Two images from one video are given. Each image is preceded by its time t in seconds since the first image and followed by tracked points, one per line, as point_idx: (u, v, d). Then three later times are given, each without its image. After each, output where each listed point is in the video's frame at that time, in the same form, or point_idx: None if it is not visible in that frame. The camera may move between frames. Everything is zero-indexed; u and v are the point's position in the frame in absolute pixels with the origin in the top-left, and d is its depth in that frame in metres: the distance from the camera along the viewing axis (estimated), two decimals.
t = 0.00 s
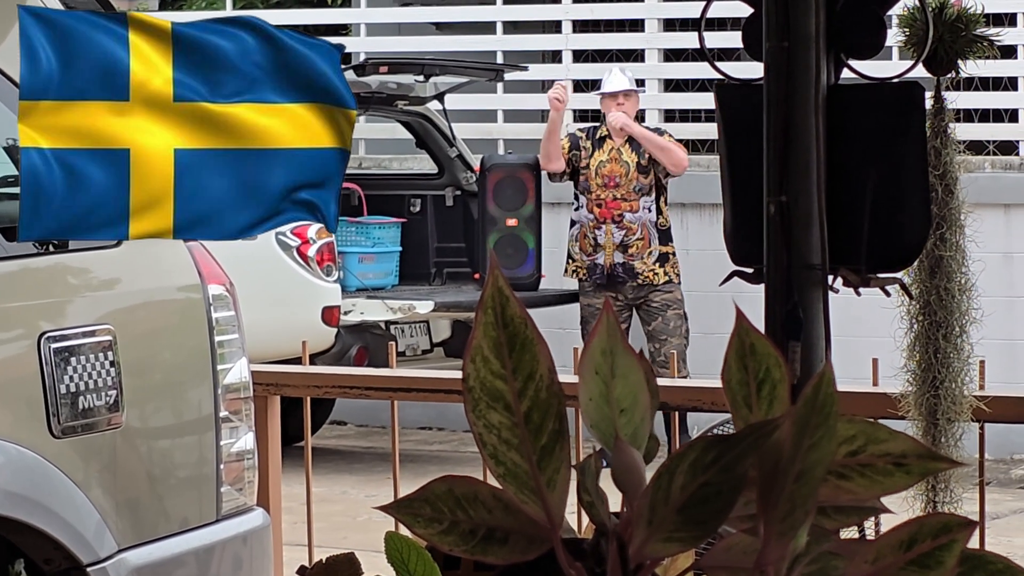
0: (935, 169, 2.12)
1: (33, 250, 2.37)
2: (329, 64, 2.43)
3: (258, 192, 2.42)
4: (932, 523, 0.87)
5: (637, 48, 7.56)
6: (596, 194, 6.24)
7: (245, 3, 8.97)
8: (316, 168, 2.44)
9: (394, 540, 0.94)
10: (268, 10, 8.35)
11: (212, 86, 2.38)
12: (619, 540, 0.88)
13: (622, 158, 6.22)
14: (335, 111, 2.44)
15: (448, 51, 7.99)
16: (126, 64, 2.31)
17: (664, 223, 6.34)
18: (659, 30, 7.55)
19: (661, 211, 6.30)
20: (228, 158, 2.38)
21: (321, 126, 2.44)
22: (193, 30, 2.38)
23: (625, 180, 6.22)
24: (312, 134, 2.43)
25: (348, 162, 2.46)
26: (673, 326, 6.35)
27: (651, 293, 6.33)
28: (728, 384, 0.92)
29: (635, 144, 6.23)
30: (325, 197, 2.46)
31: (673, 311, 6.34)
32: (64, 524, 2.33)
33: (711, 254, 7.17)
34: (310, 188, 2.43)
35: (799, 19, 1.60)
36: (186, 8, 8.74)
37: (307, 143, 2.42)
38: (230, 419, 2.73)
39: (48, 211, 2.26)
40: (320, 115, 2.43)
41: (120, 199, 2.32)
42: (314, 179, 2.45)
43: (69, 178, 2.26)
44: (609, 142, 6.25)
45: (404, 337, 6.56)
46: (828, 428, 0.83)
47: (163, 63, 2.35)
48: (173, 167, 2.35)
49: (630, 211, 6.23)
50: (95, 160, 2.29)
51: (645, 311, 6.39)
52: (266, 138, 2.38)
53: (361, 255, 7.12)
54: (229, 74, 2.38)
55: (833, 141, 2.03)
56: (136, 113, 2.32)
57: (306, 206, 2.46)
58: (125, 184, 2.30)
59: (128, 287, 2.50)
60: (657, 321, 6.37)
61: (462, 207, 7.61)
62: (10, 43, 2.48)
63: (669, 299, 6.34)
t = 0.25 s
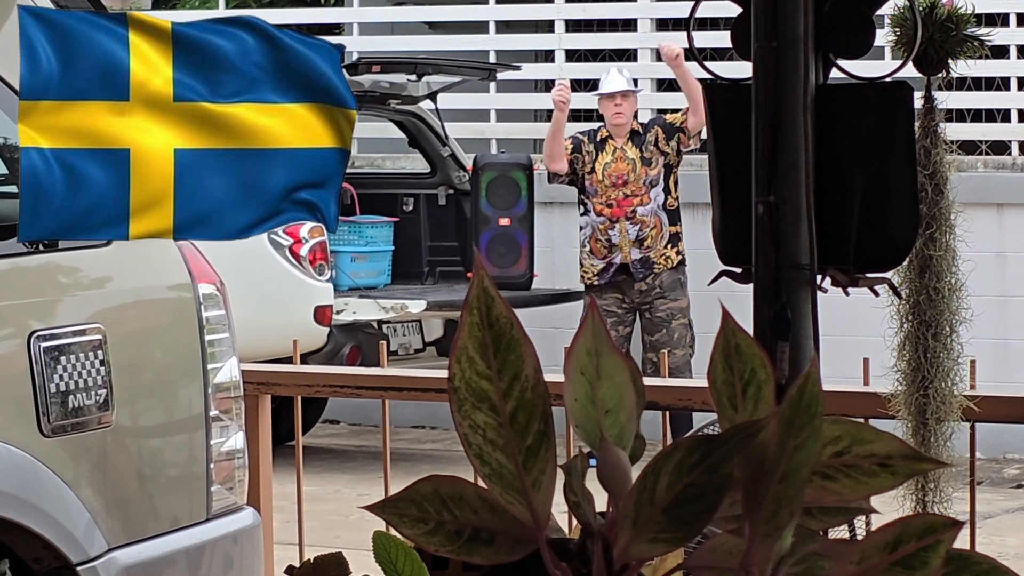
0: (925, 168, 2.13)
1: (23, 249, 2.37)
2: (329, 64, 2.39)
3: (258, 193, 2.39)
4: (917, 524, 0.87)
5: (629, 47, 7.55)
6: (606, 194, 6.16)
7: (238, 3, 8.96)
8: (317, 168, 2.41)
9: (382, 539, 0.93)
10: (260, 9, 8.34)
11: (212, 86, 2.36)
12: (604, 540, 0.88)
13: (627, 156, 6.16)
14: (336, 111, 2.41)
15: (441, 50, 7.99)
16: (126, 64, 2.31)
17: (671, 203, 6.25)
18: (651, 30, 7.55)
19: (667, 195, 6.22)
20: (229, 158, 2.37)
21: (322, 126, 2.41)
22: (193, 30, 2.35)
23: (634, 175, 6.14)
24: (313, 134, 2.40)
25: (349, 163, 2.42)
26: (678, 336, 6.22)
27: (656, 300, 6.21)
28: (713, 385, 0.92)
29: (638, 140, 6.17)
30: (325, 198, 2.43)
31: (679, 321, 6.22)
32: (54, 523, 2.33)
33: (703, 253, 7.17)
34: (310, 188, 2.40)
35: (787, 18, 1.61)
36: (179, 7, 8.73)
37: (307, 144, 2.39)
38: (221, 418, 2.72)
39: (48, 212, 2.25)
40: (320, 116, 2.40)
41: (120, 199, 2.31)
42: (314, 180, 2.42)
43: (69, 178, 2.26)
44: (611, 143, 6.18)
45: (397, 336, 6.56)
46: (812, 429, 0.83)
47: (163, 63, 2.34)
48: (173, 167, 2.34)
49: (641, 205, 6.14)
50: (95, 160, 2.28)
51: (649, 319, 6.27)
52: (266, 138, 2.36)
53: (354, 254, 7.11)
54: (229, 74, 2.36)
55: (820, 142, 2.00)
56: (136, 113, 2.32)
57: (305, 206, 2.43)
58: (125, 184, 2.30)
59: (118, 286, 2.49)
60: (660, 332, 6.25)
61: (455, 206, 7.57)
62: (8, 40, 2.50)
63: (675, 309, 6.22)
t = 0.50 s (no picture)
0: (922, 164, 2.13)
1: (20, 246, 2.37)
2: (329, 64, 2.48)
3: (258, 193, 2.45)
4: (913, 520, 0.87)
5: (627, 44, 7.54)
6: (627, 190, 6.11)
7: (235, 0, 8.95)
8: (316, 168, 2.49)
9: (379, 535, 0.93)
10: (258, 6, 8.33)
11: (212, 86, 2.42)
12: (600, 537, 0.88)
13: (645, 150, 6.11)
14: (335, 111, 2.49)
15: (439, 48, 7.98)
16: (126, 64, 2.33)
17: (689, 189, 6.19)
18: (649, 27, 7.54)
19: (687, 180, 6.16)
20: (228, 158, 2.42)
21: (321, 126, 2.49)
22: (193, 30, 2.41)
23: (652, 167, 6.09)
24: (311, 134, 2.48)
25: (348, 162, 2.51)
26: (691, 334, 6.23)
27: (670, 297, 6.17)
28: (710, 381, 0.92)
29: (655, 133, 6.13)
30: (325, 198, 2.51)
31: (691, 319, 6.20)
32: (51, 520, 2.33)
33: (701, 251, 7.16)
34: (310, 188, 2.48)
35: (784, 16, 1.59)
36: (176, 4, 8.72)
37: (307, 143, 2.47)
38: (218, 415, 2.72)
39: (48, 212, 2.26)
40: (320, 116, 2.48)
41: (120, 199, 2.34)
42: (314, 179, 2.49)
43: (69, 179, 2.27)
44: (628, 140, 6.14)
45: (394, 333, 6.56)
46: (809, 425, 0.84)
47: (163, 63, 2.38)
48: (173, 167, 2.38)
49: (663, 195, 6.09)
50: (95, 160, 2.30)
51: (662, 317, 6.25)
52: (266, 138, 2.43)
53: (351, 252, 7.10)
54: (229, 74, 2.42)
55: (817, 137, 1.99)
56: (136, 113, 2.35)
57: (306, 206, 2.50)
58: (125, 184, 2.33)
59: (116, 282, 2.49)
60: (673, 330, 6.24)
61: (452, 204, 7.61)
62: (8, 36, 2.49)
63: (688, 307, 6.18)
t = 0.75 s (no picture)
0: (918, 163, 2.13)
1: (13, 243, 2.37)
2: (329, 64, 2.48)
3: (258, 192, 2.47)
4: (906, 517, 0.87)
5: (620, 42, 7.57)
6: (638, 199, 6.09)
7: None
8: (316, 168, 2.50)
9: (372, 532, 0.93)
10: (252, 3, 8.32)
11: (212, 86, 2.42)
12: (593, 534, 0.87)
13: (656, 158, 6.11)
14: (335, 111, 2.49)
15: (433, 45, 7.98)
16: (126, 64, 2.32)
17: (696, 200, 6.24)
18: (643, 25, 7.55)
19: (695, 192, 6.23)
20: (229, 158, 2.44)
21: (321, 126, 2.49)
22: (193, 30, 2.41)
23: (663, 177, 6.11)
24: (311, 134, 2.48)
25: (348, 162, 2.51)
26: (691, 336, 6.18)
27: (675, 299, 6.16)
28: (704, 378, 0.91)
29: (664, 140, 6.16)
30: (325, 198, 2.52)
31: (693, 322, 6.17)
32: (44, 517, 2.32)
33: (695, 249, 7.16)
34: (310, 187, 2.49)
35: (777, 11, 1.61)
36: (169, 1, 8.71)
37: (307, 143, 2.48)
38: (212, 412, 2.72)
39: (48, 212, 2.25)
40: (320, 116, 2.48)
41: (120, 198, 2.35)
42: (314, 179, 2.51)
43: (69, 179, 2.27)
44: (639, 148, 6.12)
45: (387, 331, 6.56)
46: (802, 422, 0.83)
47: (163, 63, 2.38)
48: (173, 167, 2.40)
49: (673, 205, 6.10)
50: (95, 160, 2.31)
51: (666, 319, 6.22)
52: (266, 138, 2.44)
53: (345, 249, 7.09)
54: (229, 74, 2.43)
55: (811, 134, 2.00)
56: (136, 113, 2.35)
57: (306, 206, 2.52)
58: (125, 184, 2.34)
59: (109, 279, 2.48)
60: (675, 332, 6.20)
61: (446, 201, 7.61)
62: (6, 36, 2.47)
63: (692, 309, 6.16)
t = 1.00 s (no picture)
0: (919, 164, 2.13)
1: (16, 244, 2.37)
2: (329, 64, 2.48)
3: (258, 192, 2.47)
4: (907, 519, 0.87)
5: (624, 42, 7.56)
6: (645, 184, 6.09)
7: None
8: (316, 168, 2.49)
9: (374, 533, 0.93)
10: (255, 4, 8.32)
11: (212, 86, 2.42)
12: (595, 536, 0.87)
13: (665, 146, 6.10)
14: (335, 111, 2.49)
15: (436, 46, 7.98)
16: (126, 64, 2.33)
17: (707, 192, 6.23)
18: (647, 24, 7.54)
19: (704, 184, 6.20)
20: (228, 158, 2.44)
21: (321, 126, 2.49)
22: (193, 30, 2.42)
23: (671, 164, 6.09)
24: (311, 134, 2.48)
25: (348, 162, 2.51)
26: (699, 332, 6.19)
27: (681, 295, 6.16)
28: (705, 380, 0.91)
29: (674, 129, 6.14)
30: (325, 197, 2.52)
31: (700, 318, 6.17)
32: (47, 517, 2.33)
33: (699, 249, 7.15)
34: (310, 187, 2.49)
35: (779, 13, 1.60)
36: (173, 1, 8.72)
37: (307, 143, 2.48)
38: (214, 413, 2.72)
39: (48, 211, 2.26)
40: (320, 116, 2.48)
41: (120, 199, 2.35)
42: (314, 179, 2.51)
43: (69, 179, 2.28)
44: (647, 134, 6.13)
45: (391, 331, 6.57)
46: (803, 424, 0.83)
47: (163, 63, 2.38)
48: (173, 167, 2.40)
49: (680, 193, 6.09)
50: (95, 160, 2.31)
51: (673, 315, 6.23)
52: (266, 138, 2.44)
53: (349, 249, 7.10)
54: (229, 74, 2.43)
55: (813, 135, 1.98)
56: (136, 113, 2.35)
57: (306, 206, 2.51)
58: (125, 184, 2.34)
59: (112, 281, 2.49)
60: (683, 329, 6.22)
61: (450, 201, 7.60)
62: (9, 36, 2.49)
63: (699, 305, 6.17)
